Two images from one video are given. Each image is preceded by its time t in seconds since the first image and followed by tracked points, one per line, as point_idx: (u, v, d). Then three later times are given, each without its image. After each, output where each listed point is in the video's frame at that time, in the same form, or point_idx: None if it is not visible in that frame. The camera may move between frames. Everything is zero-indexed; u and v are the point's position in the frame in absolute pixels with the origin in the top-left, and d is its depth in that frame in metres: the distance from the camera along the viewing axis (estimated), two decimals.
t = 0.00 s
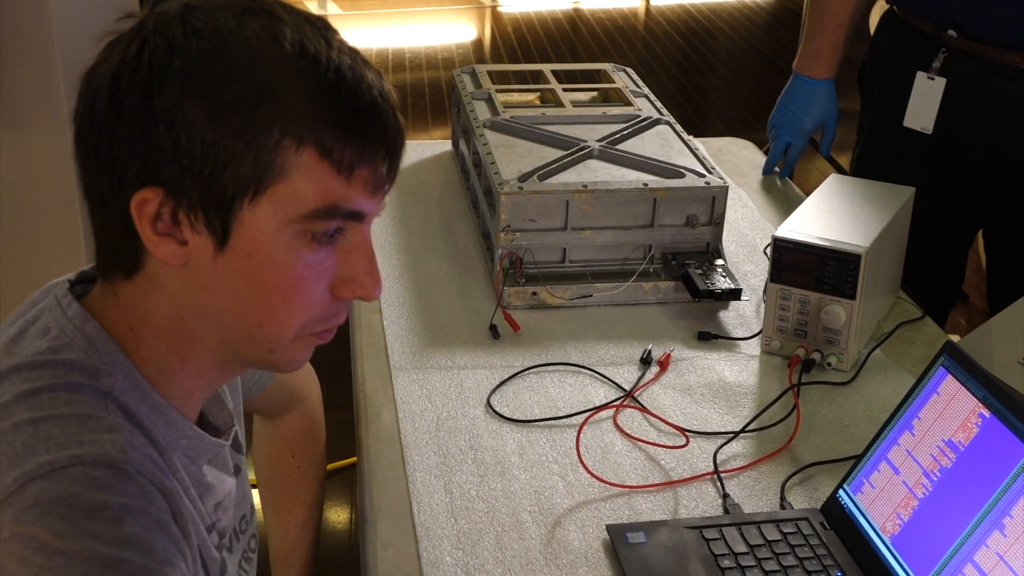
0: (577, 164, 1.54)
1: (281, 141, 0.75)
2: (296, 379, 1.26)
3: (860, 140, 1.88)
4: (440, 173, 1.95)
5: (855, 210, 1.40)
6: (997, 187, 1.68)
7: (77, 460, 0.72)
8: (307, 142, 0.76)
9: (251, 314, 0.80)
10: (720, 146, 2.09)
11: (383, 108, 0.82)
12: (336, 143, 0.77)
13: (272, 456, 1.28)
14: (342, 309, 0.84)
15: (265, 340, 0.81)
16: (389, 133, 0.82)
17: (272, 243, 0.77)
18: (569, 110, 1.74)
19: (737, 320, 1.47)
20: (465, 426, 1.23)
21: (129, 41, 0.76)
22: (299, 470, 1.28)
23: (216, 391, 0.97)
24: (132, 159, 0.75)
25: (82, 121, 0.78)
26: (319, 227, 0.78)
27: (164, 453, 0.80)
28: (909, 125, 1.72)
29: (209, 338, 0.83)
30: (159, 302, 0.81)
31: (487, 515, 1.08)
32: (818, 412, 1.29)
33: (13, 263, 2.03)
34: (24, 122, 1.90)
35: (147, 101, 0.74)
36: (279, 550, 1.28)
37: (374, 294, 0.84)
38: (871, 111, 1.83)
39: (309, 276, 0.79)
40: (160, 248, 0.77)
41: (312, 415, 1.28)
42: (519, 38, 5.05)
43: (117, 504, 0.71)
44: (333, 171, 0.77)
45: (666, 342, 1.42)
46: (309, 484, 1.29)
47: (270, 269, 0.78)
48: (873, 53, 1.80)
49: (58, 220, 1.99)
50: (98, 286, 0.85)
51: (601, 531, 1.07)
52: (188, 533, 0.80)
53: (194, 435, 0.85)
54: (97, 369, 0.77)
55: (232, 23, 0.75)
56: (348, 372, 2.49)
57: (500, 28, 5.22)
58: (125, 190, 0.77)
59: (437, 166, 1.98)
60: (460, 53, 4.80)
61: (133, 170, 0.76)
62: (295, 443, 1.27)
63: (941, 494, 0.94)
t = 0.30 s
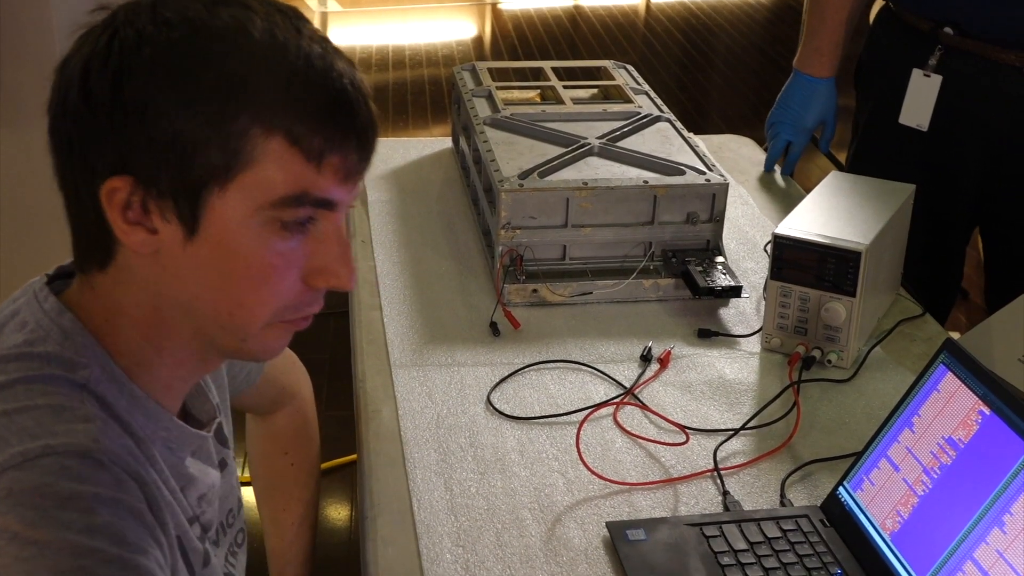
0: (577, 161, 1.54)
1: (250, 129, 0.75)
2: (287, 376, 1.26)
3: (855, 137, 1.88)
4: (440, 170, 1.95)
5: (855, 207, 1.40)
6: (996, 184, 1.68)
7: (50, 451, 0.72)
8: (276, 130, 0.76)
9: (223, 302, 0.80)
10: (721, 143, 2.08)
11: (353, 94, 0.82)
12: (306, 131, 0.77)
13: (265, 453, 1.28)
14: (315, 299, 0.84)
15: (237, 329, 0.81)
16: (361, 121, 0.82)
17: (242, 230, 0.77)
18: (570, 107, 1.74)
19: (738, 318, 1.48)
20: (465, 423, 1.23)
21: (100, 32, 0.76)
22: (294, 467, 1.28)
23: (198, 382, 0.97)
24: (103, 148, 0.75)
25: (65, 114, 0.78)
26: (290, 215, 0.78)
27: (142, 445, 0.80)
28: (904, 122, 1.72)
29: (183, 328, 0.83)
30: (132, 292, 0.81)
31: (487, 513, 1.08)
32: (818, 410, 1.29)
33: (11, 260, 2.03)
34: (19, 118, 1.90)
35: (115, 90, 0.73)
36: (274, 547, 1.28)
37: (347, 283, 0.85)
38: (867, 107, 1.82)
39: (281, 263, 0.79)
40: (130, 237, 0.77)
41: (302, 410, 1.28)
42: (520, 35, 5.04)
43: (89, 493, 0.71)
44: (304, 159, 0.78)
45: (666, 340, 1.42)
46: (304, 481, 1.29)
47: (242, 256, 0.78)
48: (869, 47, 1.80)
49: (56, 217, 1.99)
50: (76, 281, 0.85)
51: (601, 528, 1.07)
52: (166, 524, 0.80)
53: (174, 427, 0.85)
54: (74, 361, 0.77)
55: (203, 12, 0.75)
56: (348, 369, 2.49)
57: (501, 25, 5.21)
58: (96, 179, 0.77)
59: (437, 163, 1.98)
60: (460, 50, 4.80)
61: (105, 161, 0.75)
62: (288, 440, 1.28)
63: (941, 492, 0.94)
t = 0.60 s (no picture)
0: (577, 159, 1.54)
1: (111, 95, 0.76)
2: (283, 374, 1.26)
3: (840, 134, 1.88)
4: (440, 168, 1.95)
5: (855, 206, 1.39)
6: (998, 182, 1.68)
7: (25, 438, 0.71)
8: (126, 93, 0.76)
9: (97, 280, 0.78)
10: (721, 141, 2.08)
11: (264, 72, 0.81)
12: (153, 93, 0.76)
13: (261, 452, 1.27)
14: (192, 289, 0.78)
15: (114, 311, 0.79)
16: (245, 91, 0.79)
17: (101, 199, 0.76)
18: (570, 105, 1.74)
19: (738, 316, 1.47)
20: (465, 422, 1.23)
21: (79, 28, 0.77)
22: (292, 465, 1.28)
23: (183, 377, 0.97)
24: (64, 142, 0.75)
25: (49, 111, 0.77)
26: (140, 180, 0.76)
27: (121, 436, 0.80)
28: (885, 120, 1.72)
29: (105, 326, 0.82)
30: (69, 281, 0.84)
31: (487, 511, 1.08)
32: (818, 408, 1.29)
33: (9, 259, 2.04)
34: (17, 115, 1.90)
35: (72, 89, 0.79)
36: (274, 546, 1.28)
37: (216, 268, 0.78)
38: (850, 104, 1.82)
39: (135, 232, 0.76)
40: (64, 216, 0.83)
41: (298, 407, 1.28)
42: (521, 32, 5.04)
43: (64, 480, 0.71)
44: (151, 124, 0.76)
45: (666, 338, 1.42)
46: (303, 479, 1.29)
47: (102, 226, 0.76)
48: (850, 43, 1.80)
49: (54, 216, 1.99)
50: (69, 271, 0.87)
51: (601, 526, 1.07)
52: (141, 512, 0.80)
53: (154, 421, 0.85)
54: (53, 354, 0.77)
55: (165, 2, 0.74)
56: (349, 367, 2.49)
57: (502, 23, 5.21)
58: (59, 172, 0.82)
59: (438, 161, 1.98)
60: (460, 49, 4.80)
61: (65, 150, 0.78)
62: (285, 438, 1.27)
63: (941, 490, 0.94)
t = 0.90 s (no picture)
0: (578, 158, 1.54)
1: (98, 89, 0.77)
2: (281, 372, 1.26)
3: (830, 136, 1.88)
4: (440, 167, 1.94)
5: (855, 205, 1.39)
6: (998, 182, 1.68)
7: (22, 432, 0.71)
8: (114, 87, 0.76)
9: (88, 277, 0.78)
10: (721, 140, 2.08)
11: (249, 58, 0.82)
12: (139, 85, 0.76)
13: (259, 451, 1.27)
14: (184, 281, 0.77)
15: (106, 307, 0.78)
16: (232, 81, 0.80)
17: (91, 194, 0.76)
18: (571, 104, 1.73)
19: (738, 315, 1.47)
20: (466, 421, 1.23)
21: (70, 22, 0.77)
22: (292, 464, 1.28)
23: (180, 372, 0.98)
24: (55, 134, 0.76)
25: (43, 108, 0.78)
26: (129, 174, 0.76)
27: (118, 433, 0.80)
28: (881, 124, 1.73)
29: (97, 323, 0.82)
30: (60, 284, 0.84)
31: (487, 509, 1.08)
32: (819, 407, 1.29)
33: (9, 258, 2.04)
34: (14, 115, 1.90)
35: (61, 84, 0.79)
36: (274, 544, 1.28)
37: (208, 260, 0.77)
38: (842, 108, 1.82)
39: (125, 225, 0.75)
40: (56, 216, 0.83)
41: (296, 406, 1.28)
42: (521, 32, 5.04)
43: (61, 474, 0.71)
44: (139, 117, 0.76)
45: (666, 336, 1.42)
46: (302, 478, 1.29)
47: (93, 221, 0.76)
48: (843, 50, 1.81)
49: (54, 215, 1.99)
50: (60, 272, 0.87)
51: (601, 525, 1.07)
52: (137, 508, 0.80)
53: (150, 417, 0.85)
54: (48, 350, 0.77)
55: None
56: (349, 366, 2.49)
57: (502, 22, 5.20)
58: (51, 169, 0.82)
59: (438, 160, 1.98)
60: (461, 48, 4.80)
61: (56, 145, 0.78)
62: (284, 438, 1.27)
63: (941, 488, 0.94)
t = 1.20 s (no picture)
0: (578, 158, 1.54)
1: (101, 88, 0.77)
2: (281, 372, 1.25)
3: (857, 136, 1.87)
4: (441, 167, 1.94)
5: (857, 205, 1.39)
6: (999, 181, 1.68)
7: (21, 432, 0.71)
8: (117, 85, 0.76)
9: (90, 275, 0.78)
10: (722, 140, 2.08)
11: (253, 59, 0.82)
12: (142, 84, 0.76)
13: (260, 450, 1.27)
14: (186, 280, 0.77)
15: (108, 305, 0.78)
16: (235, 80, 0.80)
17: (93, 192, 0.76)
18: (572, 104, 1.73)
19: (739, 315, 1.47)
20: (467, 421, 1.23)
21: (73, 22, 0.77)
22: (291, 463, 1.28)
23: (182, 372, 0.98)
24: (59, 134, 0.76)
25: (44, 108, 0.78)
26: (131, 173, 0.76)
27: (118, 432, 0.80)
28: (911, 123, 1.71)
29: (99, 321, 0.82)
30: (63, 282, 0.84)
31: (488, 509, 1.08)
32: (819, 406, 1.29)
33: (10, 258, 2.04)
34: (15, 115, 1.90)
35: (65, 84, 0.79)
36: (274, 544, 1.28)
37: (209, 259, 0.77)
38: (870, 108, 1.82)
39: (126, 223, 0.75)
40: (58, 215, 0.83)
41: (296, 406, 1.28)
42: (522, 31, 5.03)
43: (60, 474, 0.71)
44: (142, 115, 0.76)
45: (667, 336, 1.42)
46: (302, 477, 1.29)
47: (94, 220, 0.76)
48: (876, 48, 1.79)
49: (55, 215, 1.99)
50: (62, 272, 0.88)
51: (602, 525, 1.07)
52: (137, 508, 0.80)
53: (150, 417, 0.85)
54: (48, 349, 0.77)
55: None
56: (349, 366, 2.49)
57: (502, 22, 5.20)
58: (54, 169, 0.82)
59: (439, 159, 1.97)
60: (462, 47, 4.80)
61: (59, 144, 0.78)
62: (284, 437, 1.27)
63: (942, 488, 0.94)
